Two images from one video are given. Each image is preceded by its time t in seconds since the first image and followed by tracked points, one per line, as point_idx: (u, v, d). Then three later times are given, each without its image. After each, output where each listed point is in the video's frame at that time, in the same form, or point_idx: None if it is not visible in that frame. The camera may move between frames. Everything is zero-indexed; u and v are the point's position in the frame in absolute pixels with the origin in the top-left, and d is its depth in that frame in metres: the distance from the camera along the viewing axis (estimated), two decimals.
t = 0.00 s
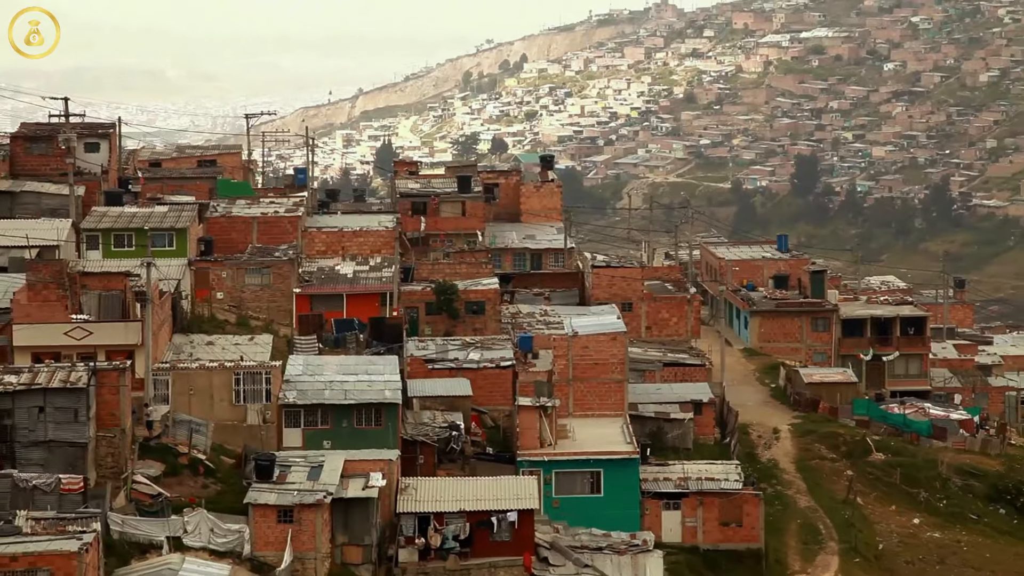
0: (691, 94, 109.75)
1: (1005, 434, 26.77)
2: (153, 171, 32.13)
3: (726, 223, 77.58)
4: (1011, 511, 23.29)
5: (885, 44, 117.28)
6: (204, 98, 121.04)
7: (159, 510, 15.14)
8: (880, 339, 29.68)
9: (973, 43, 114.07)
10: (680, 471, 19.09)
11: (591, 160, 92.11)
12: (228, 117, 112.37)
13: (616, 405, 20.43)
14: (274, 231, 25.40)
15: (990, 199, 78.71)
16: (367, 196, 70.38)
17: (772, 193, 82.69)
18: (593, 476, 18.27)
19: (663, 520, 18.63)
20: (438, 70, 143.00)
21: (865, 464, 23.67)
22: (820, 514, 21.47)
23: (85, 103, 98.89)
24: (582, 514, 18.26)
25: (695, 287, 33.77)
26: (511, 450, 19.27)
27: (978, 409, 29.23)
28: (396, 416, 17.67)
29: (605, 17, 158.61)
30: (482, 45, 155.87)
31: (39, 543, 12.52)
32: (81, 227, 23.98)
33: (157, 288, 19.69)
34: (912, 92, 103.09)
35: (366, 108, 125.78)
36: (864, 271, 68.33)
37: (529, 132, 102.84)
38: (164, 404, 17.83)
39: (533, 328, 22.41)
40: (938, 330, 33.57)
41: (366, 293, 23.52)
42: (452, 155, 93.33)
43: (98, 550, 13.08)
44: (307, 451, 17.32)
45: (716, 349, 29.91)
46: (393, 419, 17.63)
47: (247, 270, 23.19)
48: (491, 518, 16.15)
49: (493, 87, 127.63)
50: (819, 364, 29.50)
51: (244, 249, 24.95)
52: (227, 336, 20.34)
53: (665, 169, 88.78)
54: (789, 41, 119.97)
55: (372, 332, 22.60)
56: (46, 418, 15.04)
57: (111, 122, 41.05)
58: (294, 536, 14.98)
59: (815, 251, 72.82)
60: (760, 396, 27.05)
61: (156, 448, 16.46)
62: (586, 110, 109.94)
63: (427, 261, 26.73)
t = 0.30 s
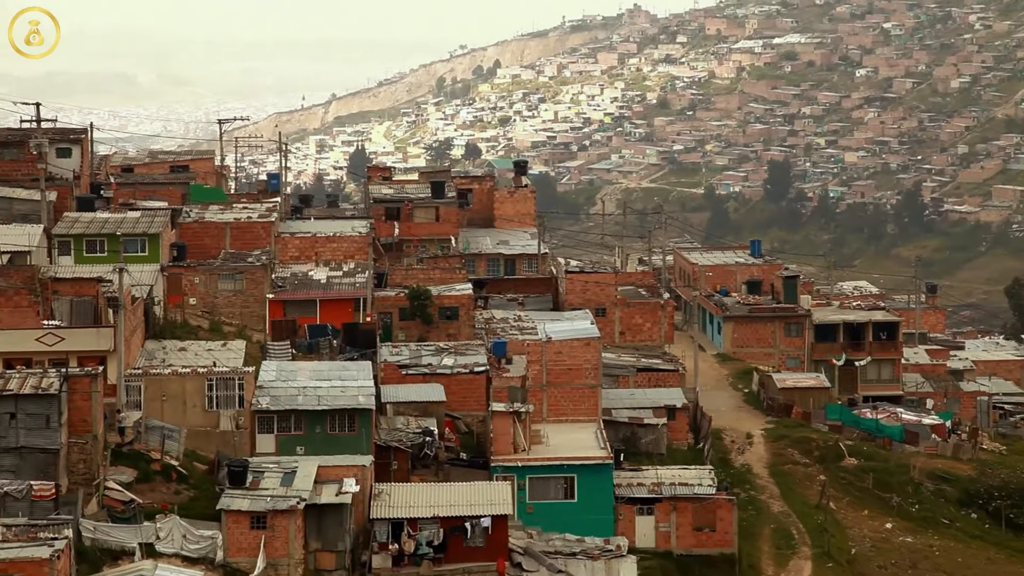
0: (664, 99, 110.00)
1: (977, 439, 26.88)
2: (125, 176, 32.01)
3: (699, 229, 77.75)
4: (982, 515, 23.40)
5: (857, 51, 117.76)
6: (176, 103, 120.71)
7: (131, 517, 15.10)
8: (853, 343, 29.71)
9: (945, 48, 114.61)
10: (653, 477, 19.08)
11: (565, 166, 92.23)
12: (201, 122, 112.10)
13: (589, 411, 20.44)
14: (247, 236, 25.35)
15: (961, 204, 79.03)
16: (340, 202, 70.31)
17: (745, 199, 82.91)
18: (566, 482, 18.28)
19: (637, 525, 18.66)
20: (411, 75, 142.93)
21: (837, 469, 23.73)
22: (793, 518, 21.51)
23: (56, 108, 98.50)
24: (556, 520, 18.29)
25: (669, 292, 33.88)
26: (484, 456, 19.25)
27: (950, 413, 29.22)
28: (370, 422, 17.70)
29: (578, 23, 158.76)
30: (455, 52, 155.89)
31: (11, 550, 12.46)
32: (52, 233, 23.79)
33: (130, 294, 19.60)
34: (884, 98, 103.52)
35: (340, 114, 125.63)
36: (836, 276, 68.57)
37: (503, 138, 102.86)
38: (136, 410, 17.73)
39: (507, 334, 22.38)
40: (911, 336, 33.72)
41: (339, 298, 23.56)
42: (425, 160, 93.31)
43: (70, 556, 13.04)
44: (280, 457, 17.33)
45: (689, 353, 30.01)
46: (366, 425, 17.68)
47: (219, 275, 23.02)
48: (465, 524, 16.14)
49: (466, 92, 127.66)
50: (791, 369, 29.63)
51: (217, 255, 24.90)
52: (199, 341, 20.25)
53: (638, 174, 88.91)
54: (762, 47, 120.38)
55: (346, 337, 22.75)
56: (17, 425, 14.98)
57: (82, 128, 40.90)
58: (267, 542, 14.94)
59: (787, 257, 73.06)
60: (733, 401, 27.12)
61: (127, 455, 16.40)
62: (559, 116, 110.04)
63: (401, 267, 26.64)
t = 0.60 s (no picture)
0: (640, 105, 110.18)
1: (951, 443, 26.99)
2: (100, 182, 31.88)
3: (675, 234, 77.89)
4: (957, 520, 23.47)
5: (832, 56, 118.15)
6: (152, 108, 120.44)
7: (107, 523, 15.04)
8: (828, 348, 29.80)
9: (919, 54, 115.08)
10: (630, 482, 19.09)
11: (541, 171, 92.30)
12: (176, 127, 111.83)
13: (566, 416, 20.38)
14: (223, 242, 25.26)
15: (936, 210, 79.31)
16: (316, 207, 70.25)
17: (721, 204, 83.08)
18: (543, 486, 18.29)
19: (614, 530, 18.68)
20: (387, 80, 142.84)
21: (814, 475, 23.78)
22: (770, 523, 21.55)
23: (30, 113, 98.13)
24: (533, 525, 18.29)
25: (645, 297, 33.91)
26: (461, 462, 19.26)
27: (925, 418, 29.18)
28: (346, 428, 17.67)
29: (554, 28, 158.90)
30: (431, 57, 155.81)
31: None
32: (26, 238, 23.58)
33: (106, 300, 19.52)
34: (859, 103, 103.87)
35: (316, 119, 125.46)
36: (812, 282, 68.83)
37: (479, 143, 102.87)
38: (111, 416, 17.61)
39: (484, 339, 22.37)
40: (885, 341, 33.84)
41: (315, 304, 23.37)
42: (402, 166, 93.24)
43: (44, 563, 12.98)
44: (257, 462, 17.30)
45: (666, 359, 30.02)
46: (343, 430, 17.63)
47: (195, 281, 23.04)
48: (442, 530, 16.16)
49: (442, 97, 127.64)
50: (767, 374, 29.65)
51: (192, 261, 24.79)
52: (175, 348, 20.17)
53: (614, 180, 89.01)
54: (737, 53, 120.71)
55: (322, 343, 22.70)
56: None
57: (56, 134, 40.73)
58: (244, 548, 14.91)
59: (763, 262, 73.23)
60: (709, 406, 27.15)
61: (103, 461, 16.30)
62: (536, 121, 110.09)
63: (377, 272, 26.60)
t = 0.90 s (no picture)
0: (619, 111, 110.32)
1: (929, 448, 27.06)
2: (77, 188, 31.77)
3: (653, 240, 78.01)
4: (935, 526, 23.56)
5: (810, 63, 118.44)
6: (130, 114, 120.15)
7: (85, 529, 15.01)
8: (807, 354, 29.69)
9: (897, 61, 115.42)
10: (608, 488, 19.10)
11: (520, 177, 92.35)
12: (154, 134, 111.59)
13: (545, 421, 20.38)
14: (201, 248, 25.24)
15: (913, 216, 79.58)
16: (294, 213, 70.20)
17: (699, 210, 83.24)
18: (522, 493, 18.27)
19: (593, 535, 18.64)
20: (366, 86, 142.74)
21: (791, 480, 23.82)
22: (748, 529, 21.59)
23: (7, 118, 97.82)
24: (513, 531, 18.30)
25: (624, 302, 33.95)
26: (440, 467, 19.24)
27: (903, 424, 29.14)
28: (325, 433, 17.62)
29: (533, 35, 159.00)
30: (410, 63, 155.73)
31: None
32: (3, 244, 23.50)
33: (82, 306, 19.38)
34: (837, 109, 104.17)
35: (294, 125, 125.33)
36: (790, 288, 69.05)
37: (458, 149, 102.88)
38: (89, 423, 17.60)
39: (463, 345, 22.37)
40: (864, 347, 33.97)
41: (294, 311, 23.44)
42: (380, 171, 93.21)
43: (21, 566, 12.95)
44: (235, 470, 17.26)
45: (645, 364, 30.10)
46: (321, 437, 17.59)
47: (173, 287, 22.99)
48: (420, 536, 16.12)
49: (421, 104, 127.62)
50: (746, 379, 29.75)
51: (170, 268, 24.79)
52: (153, 353, 20.17)
53: (593, 186, 89.12)
54: (716, 59, 120.96)
55: (300, 349, 23.05)
56: None
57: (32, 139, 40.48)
58: (222, 555, 14.84)
59: (741, 268, 73.40)
60: (688, 412, 27.16)
61: (80, 468, 16.30)
62: (515, 127, 110.13)
63: (356, 278, 26.54)
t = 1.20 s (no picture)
0: (598, 117, 110.45)
1: (907, 454, 27.18)
2: (54, 194, 31.71)
3: (632, 246, 78.09)
4: (913, 531, 23.62)
5: (788, 69, 118.77)
6: (107, 119, 119.84)
7: (62, 538, 14.96)
8: (785, 359, 29.76)
9: (874, 67, 115.80)
10: (587, 493, 19.12)
11: (498, 183, 92.38)
12: (132, 139, 111.24)
13: (524, 427, 20.41)
14: (178, 253, 25.13)
15: (891, 221, 79.85)
16: (272, 219, 70.12)
17: (678, 216, 83.40)
18: (501, 498, 18.28)
19: (572, 542, 18.63)
20: (344, 92, 142.62)
21: (769, 486, 23.85)
22: (726, 534, 21.60)
23: None
24: (491, 537, 18.28)
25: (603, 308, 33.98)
26: (418, 473, 19.22)
27: (881, 429, 29.29)
28: (303, 440, 17.62)
29: (511, 41, 159.09)
30: (389, 68, 155.67)
31: None
32: None
33: (59, 312, 19.29)
34: (815, 115, 104.45)
35: (272, 131, 125.15)
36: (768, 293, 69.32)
37: (437, 155, 102.86)
38: (66, 429, 17.51)
39: (441, 352, 22.33)
40: (841, 352, 34.06)
41: (272, 316, 23.35)
42: (359, 177, 93.16)
43: None
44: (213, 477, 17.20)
45: (623, 369, 30.12)
46: (300, 442, 17.60)
47: (151, 293, 22.84)
48: (399, 542, 16.14)
49: (400, 110, 127.60)
50: (724, 385, 29.74)
51: (148, 273, 24.62)
52: (130, 359, 20.08)
53: (571, 192, 89.20)
54: (694, 65, 121.24)
55: (279, 357, 22.47)
56: None
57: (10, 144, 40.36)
58: (200, 561, 14.87)
59: (720, 273, 73.56)
60: (667, 418, 27.16)
61: (57, 474, 16.20)
62: (493, 133, 110.17)
63: (334, 284, 26.56)
